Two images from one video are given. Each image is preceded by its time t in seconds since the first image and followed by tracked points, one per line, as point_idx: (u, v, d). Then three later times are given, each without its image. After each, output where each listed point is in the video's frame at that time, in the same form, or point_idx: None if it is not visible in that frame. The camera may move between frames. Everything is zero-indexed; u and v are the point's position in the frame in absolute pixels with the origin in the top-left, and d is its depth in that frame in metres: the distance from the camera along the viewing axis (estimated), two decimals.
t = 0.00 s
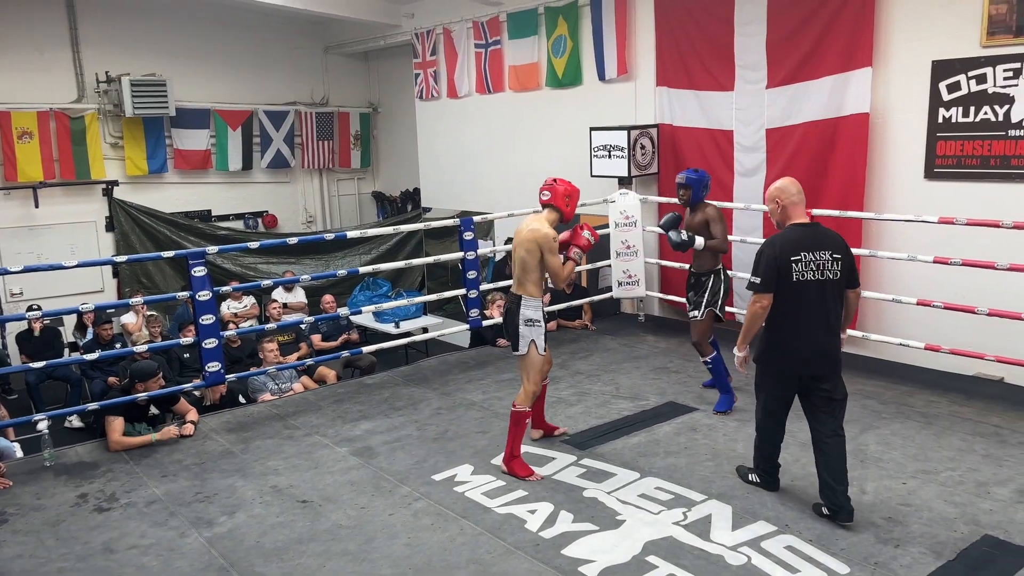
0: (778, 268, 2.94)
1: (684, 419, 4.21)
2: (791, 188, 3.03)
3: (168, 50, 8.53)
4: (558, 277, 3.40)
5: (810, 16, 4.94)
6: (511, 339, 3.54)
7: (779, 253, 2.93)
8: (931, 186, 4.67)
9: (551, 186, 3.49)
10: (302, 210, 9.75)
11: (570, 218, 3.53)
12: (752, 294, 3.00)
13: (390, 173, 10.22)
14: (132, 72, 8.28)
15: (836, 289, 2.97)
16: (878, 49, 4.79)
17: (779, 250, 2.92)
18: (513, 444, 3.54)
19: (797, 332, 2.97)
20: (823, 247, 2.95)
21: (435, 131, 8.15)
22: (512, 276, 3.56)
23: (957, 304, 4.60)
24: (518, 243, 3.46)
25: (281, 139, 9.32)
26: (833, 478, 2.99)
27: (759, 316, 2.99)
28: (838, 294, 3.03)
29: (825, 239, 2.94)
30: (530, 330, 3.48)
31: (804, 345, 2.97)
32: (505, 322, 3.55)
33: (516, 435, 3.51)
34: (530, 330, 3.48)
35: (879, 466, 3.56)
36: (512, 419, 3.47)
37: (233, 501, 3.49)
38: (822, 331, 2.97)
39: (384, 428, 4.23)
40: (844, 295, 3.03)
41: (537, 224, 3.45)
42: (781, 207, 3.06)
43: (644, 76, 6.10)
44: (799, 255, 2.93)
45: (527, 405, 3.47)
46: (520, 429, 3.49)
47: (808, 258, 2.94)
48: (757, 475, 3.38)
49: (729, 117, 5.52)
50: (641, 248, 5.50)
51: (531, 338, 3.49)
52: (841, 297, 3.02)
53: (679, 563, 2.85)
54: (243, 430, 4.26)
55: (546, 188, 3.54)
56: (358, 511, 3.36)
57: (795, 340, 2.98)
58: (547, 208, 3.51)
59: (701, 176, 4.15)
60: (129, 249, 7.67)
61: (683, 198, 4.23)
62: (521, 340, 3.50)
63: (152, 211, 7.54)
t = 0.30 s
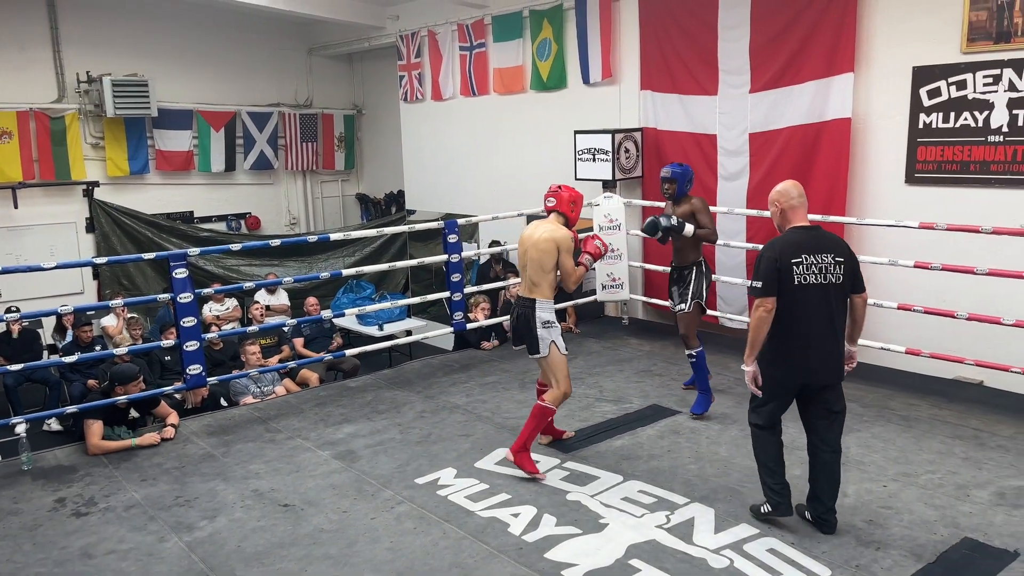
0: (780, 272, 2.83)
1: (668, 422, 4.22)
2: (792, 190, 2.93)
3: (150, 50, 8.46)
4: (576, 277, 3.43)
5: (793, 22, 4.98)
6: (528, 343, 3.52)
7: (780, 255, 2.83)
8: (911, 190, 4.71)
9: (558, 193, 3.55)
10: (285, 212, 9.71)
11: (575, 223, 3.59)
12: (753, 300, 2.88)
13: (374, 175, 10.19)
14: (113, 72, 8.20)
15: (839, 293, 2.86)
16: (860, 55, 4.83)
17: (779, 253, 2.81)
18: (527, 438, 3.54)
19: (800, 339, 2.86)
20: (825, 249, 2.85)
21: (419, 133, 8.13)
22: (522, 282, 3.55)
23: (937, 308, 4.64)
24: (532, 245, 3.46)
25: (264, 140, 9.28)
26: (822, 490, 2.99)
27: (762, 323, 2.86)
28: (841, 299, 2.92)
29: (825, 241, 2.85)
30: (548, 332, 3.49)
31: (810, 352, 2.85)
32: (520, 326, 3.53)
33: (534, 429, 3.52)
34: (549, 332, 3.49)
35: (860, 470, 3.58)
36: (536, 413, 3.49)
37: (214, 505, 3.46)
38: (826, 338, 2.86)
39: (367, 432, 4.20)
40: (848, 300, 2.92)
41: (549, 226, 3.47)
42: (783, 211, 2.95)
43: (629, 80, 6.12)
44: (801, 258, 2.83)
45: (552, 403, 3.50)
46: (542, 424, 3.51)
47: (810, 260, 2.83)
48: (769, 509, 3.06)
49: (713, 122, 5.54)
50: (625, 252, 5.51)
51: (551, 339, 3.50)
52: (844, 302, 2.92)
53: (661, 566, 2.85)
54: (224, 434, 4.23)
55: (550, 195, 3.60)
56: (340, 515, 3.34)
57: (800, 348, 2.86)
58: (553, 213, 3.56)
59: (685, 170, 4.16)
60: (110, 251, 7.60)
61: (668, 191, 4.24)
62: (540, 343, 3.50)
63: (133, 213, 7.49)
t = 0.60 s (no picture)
0: (755, 281, 2.83)
1: (649, 427, 4.22)
2: (768, 200, 2.92)
3: (130, 52, 8.40)
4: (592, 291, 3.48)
5: (774, 29, 5.02)
6: (540, 356, 3.52)
7: (755, 265, 2.83)
8: (890, 197, 4.75)
9: (559, 205, 3.56)
10: (267, 215, 9.65)
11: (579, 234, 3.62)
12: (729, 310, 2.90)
13: (357, 179, 10.16)
14: (93, 74, 8.13)
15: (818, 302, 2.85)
16: (840, 63, 4.88)
17: (753, 262, 2.82)
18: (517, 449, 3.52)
19: (779, 348, 2.86)
20: (803, 258, 2.85)
21: (402, 137, 8.12)
22: (538, 300, 3.57)
23: (915, 314, 4.69)
24: (548, 261, 3.48)
25: (245, 143, 9.23)
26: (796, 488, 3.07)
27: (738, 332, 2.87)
28: (824, 306, 2.90)
29: (802, 249, 2.84)
30: (562, 347, 3.49)
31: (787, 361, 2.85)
32: (533, 339, 3.53)
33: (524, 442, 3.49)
34: (562, 347, 3.48)
35: (840, 475, 3.60)
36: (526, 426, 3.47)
37: (192, 512, 3.42)
38: (804, 347, 2.85)
39: (347, 437, 4.18)
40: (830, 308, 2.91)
41: (563, 243, 3.49)
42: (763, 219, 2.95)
43: (612, 85, 6.14)
44: (777, 267, 2.83)
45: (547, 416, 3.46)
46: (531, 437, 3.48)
47: (787, 269, 2.83)
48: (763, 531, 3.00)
49: (695, 128, 5.57)
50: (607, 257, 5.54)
51: (563, 355, 3.49)
52: (826, 310, 2.90)
53: (642, 572, 2.85)
54: (202, 439, 4.19)
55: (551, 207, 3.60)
56: (319, 521, 3.31)
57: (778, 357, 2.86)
58: (558, 226, 3.57)
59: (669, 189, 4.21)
60: (89, 254, 7.51)
61: (651, 210, 4.20)
62: (552, 358, 3.48)
63: (112, 216, 7.37)
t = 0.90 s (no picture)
0: (751, 286, 2.84)
1: (631, 432, 4.23)
2: (764, 206, 2.95)
3: (111, 55, 8.34)
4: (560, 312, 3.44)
5: (754, 37, 5.06)
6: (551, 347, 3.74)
7: (752, 271, 2.84)
8: (870, 204, 4.79)
9: (570, 207, 3.49)
10: (249, 220, 9.62)
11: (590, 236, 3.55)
12: (722, 313, 2.91)
13: (339, 184, 10.13)
14: (72, 77, 8.06)
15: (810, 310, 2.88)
16: (820, 71, 4.92)
17: (751, 268, 2.84)
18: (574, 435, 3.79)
19: (769, 354, 2.88)
20: (798, 266, 2.87)
21: (385, 142, 8.11)
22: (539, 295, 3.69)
23: (895, 319, 4.72)
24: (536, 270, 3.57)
25: (227, 148, 9.18)
26: (813, 483, 3.12)
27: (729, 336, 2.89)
28: (813, 314, 2.94)
29: (799, 257, 2.87)
30: (562, 341, 3.66)
31: (775, 366, 2.87)
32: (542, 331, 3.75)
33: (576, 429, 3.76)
34: (563, 340, 3.66)
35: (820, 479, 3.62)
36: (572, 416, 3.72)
37: (170, 520, 3.39)
38: (792, 353, 2.89)
39: (328, 443, 4.15)
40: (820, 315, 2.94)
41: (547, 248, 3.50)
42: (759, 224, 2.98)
43: (595, 91, 6.17)
44: (773, 274, 2.84)
45: (585, 404, 3.68)
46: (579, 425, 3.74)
47: (783, 276, 2.85)
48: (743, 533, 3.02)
49: (677, 134, 5.59)
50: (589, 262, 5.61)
51: (568, 346, 3.66)
52: (816, 317, 2.95)
53: None
54: (181, 446, 4.15)
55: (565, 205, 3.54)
56: (299, 528, 3.29)
57: (767, 362, 2.89)
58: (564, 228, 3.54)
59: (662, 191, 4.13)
60: (67, 258, 7.43)
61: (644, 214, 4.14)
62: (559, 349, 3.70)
63: (91, 220, 7.29)
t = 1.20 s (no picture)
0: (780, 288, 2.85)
1: (617, 436, 4.24)
2: (790, 212, 2.96)
3: (95, 59, 8.30)
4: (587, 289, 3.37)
5: (739, 42, 5.08)
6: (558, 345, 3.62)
7: (781, 272, 2.86)
8: (854, 208, 4.82)
9: (568, 190, 3.50)
10: (234, 223, 9.59)
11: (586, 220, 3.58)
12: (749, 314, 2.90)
13: (325, 187, 10.11)
14: (55, 80, 8.00)
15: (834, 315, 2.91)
16: (804, 76, 4.95)
17: (780, 270, 2.85)
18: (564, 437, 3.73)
19: (795, 357, 2.88)
20: (824, 272, 2.90)
21: (372, 146, 8.10)
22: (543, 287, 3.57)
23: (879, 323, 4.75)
24: (544, 258, 3.47)
25: (212, 151, 9.15)
26: (835, 493, 3.11)
27: (758, 337, 2.87)
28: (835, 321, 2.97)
29: (825, 263, 2.90)
30: (571, 337, 3.53)
31: (799, 370, 2.87)
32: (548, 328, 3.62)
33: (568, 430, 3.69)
34: (572, 337, 3.52)
35: (804, 482, 3.63)
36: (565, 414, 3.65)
37: (152, 526, 3.36)
38: (816, 359, 2.88)
39: (313, 449, 4.14)
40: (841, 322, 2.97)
41: (561, 233, 3.46)
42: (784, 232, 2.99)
43: (580, 96, 6.18)
44: (801, 277, 2.87)
45: (578, 403, 3.60)
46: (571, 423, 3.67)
47: (810, 281, 2.87)
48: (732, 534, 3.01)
49: (663, 139, 5.62)
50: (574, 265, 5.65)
51: (576, 342, 3.53)
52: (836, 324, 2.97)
53: None
54: (164, 451, 4.12)
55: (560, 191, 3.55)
56: (283, 534, 3.27)
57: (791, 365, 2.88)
58: (563, 213, 3.53)
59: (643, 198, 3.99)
60: (50, 263, 7.36)
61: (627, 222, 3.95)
62: (566, 345, 3.56)
63: (74, 224, 7.22)
